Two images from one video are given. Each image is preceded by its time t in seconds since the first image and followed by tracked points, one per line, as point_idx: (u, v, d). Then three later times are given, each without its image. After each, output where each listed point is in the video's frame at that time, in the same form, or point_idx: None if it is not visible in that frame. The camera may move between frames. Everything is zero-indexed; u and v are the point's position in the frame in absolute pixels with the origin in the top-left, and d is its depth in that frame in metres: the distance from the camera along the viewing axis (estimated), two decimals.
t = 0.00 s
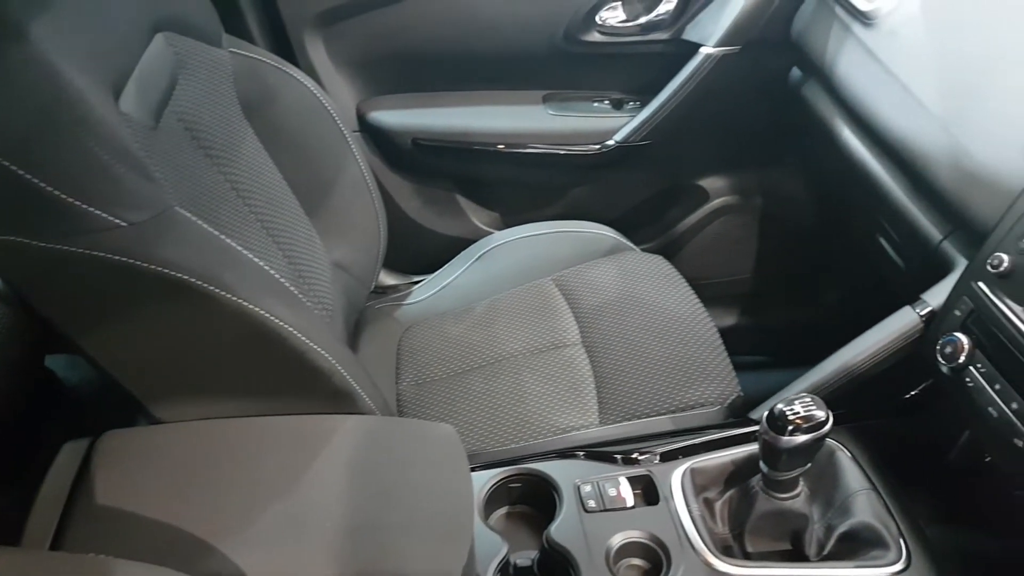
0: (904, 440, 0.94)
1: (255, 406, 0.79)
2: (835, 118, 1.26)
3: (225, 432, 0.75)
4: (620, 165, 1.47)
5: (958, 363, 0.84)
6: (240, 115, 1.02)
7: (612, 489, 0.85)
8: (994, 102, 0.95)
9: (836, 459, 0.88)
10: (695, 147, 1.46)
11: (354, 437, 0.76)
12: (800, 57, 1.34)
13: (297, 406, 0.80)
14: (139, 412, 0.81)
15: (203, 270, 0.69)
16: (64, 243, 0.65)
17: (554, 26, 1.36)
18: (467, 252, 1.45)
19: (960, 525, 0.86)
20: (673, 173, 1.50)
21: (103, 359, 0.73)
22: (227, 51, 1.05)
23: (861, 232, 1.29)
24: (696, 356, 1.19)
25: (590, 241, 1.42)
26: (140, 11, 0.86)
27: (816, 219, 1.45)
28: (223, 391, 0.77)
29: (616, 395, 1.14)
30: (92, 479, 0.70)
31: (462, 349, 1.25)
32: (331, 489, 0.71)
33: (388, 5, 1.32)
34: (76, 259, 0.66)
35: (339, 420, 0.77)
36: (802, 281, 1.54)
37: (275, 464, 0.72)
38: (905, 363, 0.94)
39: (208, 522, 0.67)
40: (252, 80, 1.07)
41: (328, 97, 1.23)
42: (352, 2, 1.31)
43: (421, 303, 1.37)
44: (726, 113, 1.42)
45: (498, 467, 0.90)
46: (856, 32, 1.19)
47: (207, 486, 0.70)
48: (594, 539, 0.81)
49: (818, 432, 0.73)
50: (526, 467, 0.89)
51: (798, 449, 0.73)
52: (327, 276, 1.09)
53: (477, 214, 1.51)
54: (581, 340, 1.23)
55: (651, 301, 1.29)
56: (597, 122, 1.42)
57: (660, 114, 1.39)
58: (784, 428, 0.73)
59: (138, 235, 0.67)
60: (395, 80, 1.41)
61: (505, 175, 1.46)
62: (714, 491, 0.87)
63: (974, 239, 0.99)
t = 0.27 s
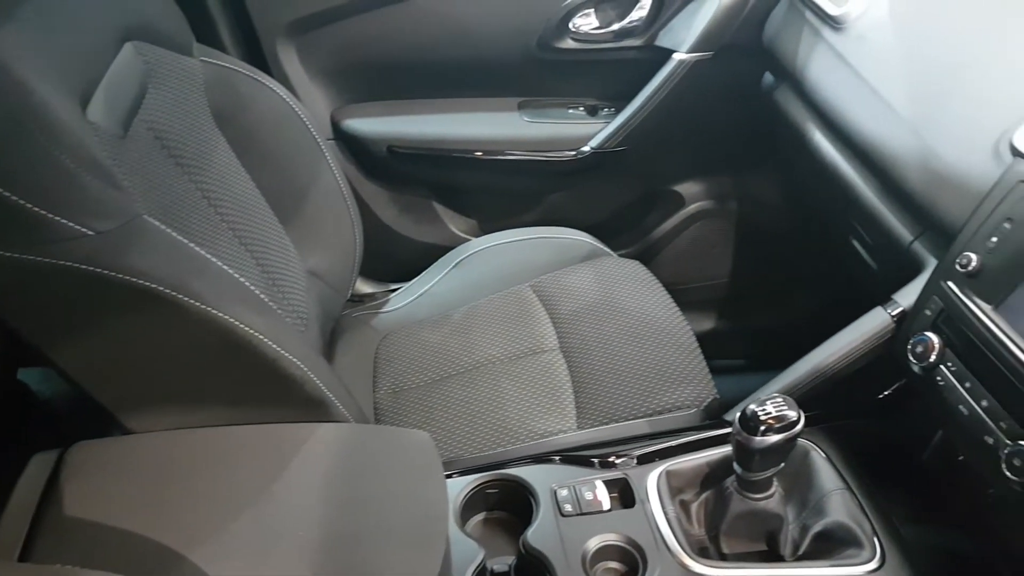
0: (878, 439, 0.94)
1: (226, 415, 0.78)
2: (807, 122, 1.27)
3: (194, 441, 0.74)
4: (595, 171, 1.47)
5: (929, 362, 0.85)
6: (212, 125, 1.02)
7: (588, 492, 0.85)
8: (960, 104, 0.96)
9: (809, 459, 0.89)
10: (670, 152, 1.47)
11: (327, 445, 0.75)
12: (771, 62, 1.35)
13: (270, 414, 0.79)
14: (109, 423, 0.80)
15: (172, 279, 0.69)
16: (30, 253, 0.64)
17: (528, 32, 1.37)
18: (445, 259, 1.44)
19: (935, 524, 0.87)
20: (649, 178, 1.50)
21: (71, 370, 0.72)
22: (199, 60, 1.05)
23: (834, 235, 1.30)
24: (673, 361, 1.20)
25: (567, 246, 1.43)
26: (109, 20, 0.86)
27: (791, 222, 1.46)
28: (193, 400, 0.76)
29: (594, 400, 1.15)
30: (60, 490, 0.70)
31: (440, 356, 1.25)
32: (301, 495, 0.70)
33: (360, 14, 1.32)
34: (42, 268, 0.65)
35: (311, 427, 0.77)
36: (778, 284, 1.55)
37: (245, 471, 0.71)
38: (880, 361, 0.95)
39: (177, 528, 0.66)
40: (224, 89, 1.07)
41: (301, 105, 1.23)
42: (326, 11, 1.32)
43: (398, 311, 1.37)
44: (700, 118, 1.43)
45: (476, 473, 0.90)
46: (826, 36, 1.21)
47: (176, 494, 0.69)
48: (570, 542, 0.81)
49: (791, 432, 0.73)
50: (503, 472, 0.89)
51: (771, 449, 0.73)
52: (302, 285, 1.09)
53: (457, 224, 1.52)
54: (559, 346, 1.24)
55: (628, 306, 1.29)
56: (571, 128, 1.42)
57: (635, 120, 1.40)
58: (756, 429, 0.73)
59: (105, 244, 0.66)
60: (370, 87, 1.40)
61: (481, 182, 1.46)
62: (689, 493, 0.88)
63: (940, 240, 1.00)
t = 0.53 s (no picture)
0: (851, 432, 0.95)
1: (196, 417, 0.78)
2: (777, 120, 1.28)
3: (160, 442, 0.73)
4: (570, 171, 1.47)
5: (898, 355, 0.85)
6: (181, 126, 1.02)
7: (562, 489, 0.85)
8: (924, 99, 0.97)
9: (782, 451, 0.90)
10: (644, 152, 1.47)
11: (297, 442, 0.75)
12: (743, 60, 1.36)
13: (240, 416, 0.79)
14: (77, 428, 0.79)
15: (138, 280, 0.68)
16: None
17: (500, 32, 1.37)
18: (421, 260, 1.44)
19: (908, 516, 0.87)
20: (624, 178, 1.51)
21: (36, 373, 0.71)
22: (167, 62, 1.05)
23: (807, 232, 1.30)
24: (648, 359, 1.20)
25: (543, 246, 1.42)
26: (74, 21, 0.86)
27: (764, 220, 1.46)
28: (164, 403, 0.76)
29: (570, 398, 1.15)
30: (25, 493, 0.69)
31: (416, 357, 1.25)
32: (269, 491, 0.70)
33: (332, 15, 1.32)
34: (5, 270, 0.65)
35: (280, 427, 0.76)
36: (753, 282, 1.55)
37: (212, 471, 0.71)
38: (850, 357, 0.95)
39: (143, 529, 0.66)
40: (193, 90, 1.07)
41: (273, 108, 1.23)
42: (298, 12, 1.31)
43: (373, 311, 1.37)
44: (673, 116, 1.44)
45: (450, 472, 0.90)
46: (795, 34, 1.21)
47: (143, 496, 0.68)
48: (543, 539, 0.81)
49: (759, 425, 0.73)
50: (477, 471, 0.89)
51: (741, 442, 0.74)
52: (275, 287, 1.09)
53: (435, 227, 1.52)
54: (535, 345, 1.24)
55: (604, 305, 1.30)
56: (546, 128, 1.42)
57: (609, 120, 1.41)
58: (725, 423, 0.74)
59: (68, 245, 0.66)
60: (344, 89, 1.40)
61: (457, 183, 1.46)
62: (663, 489, 0.88)
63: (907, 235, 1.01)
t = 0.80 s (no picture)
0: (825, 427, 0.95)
1: (164, 417, 0.77)
2: (751, 117, 1.28)
3: (129, 443, 0.72)
4: (547, 170, 1.47)
5: (869, 347, 0.86)
6: (150, 124, 1.01)
7: (536, 486, 0.85)
8: (894, 94, 0.98)
9: (756, 444, 0.90)
10: (620, 150, 1.48)
11: (266, 443, 0.74)
12: (717, 58, 1.36)
13: (209, 415, 0.78)
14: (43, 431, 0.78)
15: (103, 278, 0.68)
16: None
17: (475, 30, 1.37)
18: (398, 260, 1.43)
19: (881, 509, 0.87)
20: (601, 176, 1.51)
21: None
22: (137, 59, 1.04)
23: (782, 228, 1.31)
24: (625, 355, 1.20)
25: (520, 245, 1.42)
26: (39, 19, 0.85)
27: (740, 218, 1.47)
28: (134, 402, 0.75)
29: (547, 396, 1.15)
30: None
31: (392, 356, 1.24)
32: (237, 490, 0.69)
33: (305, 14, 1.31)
34: None
35: (249, 426, 0.75)
36: (730, 279, 1.56)
37: (180, 472, 0.70)
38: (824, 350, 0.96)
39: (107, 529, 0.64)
40: (163, 88, 1.07)
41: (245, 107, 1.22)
42: (272, 10, 1.31)
43: (350, 311, 1.36)
44: (648, 114, 1.44)
45: (425, 470, 0.89)
46: (768, 31, 1.22)
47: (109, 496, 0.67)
48: (517, 535, 0.81)
49: (731, 417, 0.74)
50: (451, 469, 0.89)
51: (712, 434, 0.74)
52: (248, 286, 1.08)
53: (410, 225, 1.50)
54: (512, 344, 1.23)
55: (581, 303, 1.30)
56: (522, 126, 1.42)
57: (584, 118, 1.41)
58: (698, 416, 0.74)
59: (30, 243, 0.65)
60: (318, 88, 1.40)
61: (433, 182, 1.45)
62: (638, 484, 0.88)
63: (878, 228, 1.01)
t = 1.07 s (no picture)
0: (802, 423, 0.96)
1: (136, 423, 0.76)
2: (726, 116, 1.29)
3: (102, 446, 0.71)
4: (526, 171, 1.48)
5: (842, 343, 0.86)
6: (123, 128, 1.01)
7: (514, 486, 0.85)
8: (865, 92, 0.99)
9: (732, 441, 0.91)
10: (598, 150, 1.48)
11: (239, 444, 0.73)
12: (692, 58, 1.37)
13: (181, 420, 0.78)
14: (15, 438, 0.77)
15: (70, 283, 0.68)
16: None
17: (451, 31, 1.38)
18: (377, 263, 1.43)
19: (856, 504, 0.88)
20: (579, 177, 1.51)
21: None
22: (108, 63, 1.04)
23: (758, 227, 1.32)
24: (604, 355, 1.21)
25: (499, 246, 1.42)
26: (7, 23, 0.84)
27: (718, 217, 1.48)
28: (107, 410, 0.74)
29: (526, 397, 1.15)
30: None
31: (372, 359, 1.24)
32: (210, 493, 0.68)
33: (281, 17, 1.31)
34: None
35: (224, 430, 0.74)
36: (708, 279, 1.56)
37: (152, 474, 0.69)
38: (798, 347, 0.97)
39: (77, 535, 0.64)
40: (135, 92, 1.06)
41: (220, 111, 1.22)
42: (248, 12, 1.31)
43: (329, 314, 1.36)
44: (625, 115, 1.45)
45: (403, 472, 0.89)
46: (742, 31, 1.23)
47: (79, 501, 0.66)
48: (494, 536, 0.81)
49: (705, 413, 0.75)
50: (429, 471, 0.89)
51: (687, 431, 0.75)
52: (224, 290, 1.08)
53: (391, 228, 1.50)
54: (492, 345, 1.24)
55: (561, 303, 1.30)
56: (500, 128, 1.43)
57: (562, 119, 1.41)
58: (672, 412, 0.76)
59: None
60: (295, 91, 1.40)
61: (413, 185, 1.45)
62: (616, 483, 0.89)
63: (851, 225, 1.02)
